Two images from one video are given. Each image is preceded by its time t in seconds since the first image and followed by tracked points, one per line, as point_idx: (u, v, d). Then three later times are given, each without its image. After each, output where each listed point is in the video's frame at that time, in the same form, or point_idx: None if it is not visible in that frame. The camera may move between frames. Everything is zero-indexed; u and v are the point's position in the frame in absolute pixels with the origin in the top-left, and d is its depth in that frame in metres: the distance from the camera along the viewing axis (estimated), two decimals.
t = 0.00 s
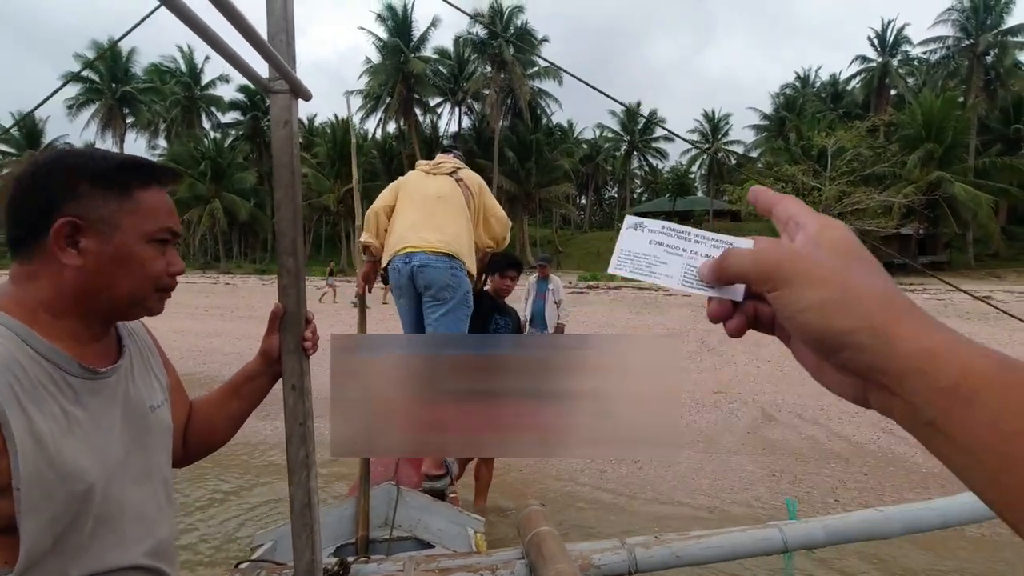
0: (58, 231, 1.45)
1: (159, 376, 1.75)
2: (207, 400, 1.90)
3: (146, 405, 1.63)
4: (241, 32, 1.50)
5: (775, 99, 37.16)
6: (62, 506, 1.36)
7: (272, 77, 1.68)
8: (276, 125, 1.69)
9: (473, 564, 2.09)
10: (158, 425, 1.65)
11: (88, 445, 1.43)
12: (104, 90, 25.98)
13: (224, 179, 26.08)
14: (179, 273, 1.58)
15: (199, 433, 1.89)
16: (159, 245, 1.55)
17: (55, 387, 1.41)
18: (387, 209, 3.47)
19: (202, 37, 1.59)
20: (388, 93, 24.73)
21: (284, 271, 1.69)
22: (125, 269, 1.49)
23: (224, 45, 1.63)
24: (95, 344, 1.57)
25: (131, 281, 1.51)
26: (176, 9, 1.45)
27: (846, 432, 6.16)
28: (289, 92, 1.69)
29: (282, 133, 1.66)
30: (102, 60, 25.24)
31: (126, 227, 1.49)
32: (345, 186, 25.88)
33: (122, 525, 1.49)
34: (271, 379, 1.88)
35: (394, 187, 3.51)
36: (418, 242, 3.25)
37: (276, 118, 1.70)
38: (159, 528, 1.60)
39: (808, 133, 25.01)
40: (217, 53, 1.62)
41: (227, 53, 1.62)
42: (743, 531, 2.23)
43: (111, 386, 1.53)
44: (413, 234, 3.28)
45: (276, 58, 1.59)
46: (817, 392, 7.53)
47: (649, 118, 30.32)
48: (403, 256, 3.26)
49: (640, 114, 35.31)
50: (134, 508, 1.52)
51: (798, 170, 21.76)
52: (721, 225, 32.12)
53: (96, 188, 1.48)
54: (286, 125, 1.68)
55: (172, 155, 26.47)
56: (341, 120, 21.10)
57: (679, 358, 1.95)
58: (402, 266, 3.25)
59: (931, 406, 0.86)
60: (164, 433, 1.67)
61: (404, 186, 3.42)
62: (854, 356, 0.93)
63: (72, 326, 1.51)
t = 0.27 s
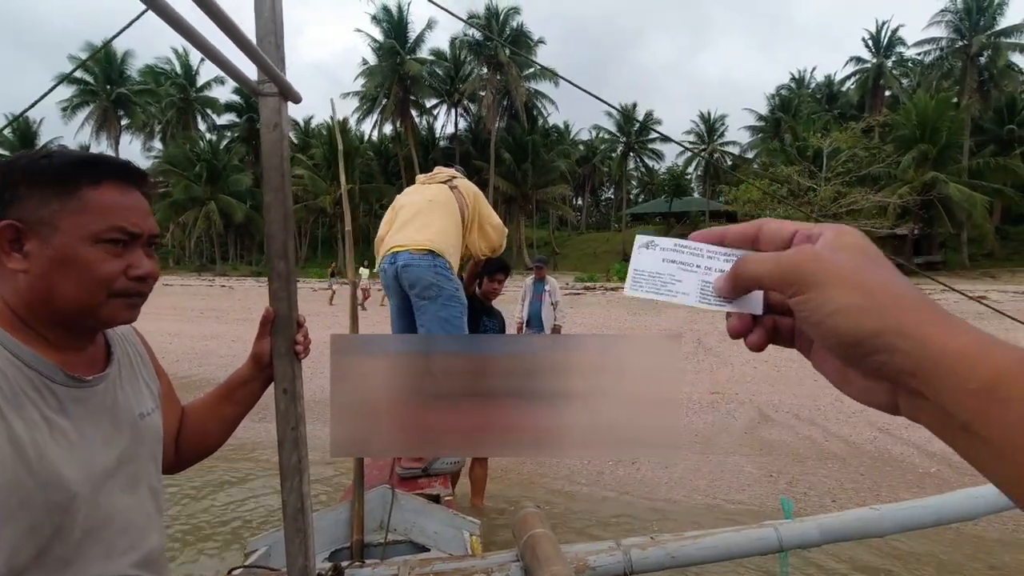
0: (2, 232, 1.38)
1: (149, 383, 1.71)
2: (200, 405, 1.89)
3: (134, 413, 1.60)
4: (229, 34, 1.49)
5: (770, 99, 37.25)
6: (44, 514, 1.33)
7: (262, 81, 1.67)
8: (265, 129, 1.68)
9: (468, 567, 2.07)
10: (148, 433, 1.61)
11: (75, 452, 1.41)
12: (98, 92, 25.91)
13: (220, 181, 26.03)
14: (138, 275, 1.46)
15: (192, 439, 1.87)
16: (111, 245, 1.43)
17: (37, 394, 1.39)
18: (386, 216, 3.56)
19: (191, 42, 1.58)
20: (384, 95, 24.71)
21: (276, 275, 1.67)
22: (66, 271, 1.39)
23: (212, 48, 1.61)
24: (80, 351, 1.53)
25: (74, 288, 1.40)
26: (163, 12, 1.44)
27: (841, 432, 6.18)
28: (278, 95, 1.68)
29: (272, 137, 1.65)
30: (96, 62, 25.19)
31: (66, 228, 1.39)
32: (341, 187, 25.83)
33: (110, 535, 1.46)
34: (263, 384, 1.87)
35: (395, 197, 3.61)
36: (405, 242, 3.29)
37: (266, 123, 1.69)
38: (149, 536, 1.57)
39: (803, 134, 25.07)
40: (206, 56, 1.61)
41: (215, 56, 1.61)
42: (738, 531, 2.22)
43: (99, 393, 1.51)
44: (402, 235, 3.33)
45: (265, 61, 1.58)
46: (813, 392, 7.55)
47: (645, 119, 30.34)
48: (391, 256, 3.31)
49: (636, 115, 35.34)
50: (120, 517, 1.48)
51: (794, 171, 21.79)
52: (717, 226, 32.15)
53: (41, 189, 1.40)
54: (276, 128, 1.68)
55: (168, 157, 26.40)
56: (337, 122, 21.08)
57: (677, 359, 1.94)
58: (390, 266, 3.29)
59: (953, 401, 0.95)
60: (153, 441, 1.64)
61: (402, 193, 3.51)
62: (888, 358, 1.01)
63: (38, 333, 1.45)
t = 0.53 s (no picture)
0: None
1: (147, 379, 1.64)
2: (199, 403, 1.87)
3: (132, 409, 1.53)
4: (229, 27, 1.49)
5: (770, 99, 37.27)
6: (38, 511, 1.28)
7: (263, 77, 1.67)
8: (266, 125, 1.67)
9: (473, 564, 2.07)
10: (147, 430, 1.55)
11: (70, 448, 1.35)
12: (98, 93, 25.91)
13: (219, 181, 26.00)
14: (128, 266, 1.40)
15: (189, 438, 1.86)
16: (97, 236, 1.38)
17: (33, 389, 1.34)
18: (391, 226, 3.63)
19: (192, 37, 1.57)
20: (383, 95, 24.70)
21: (276, 272, 1.67)
22: (51, 265, 1.34)
23: (212, 43, 1.61)
24: (77, 344, 1.47)
25: (62, 280, 1.35)
26: (165, 9, 1.44)
27: (843, 431, 6.18)
28: (280, 90, 1.68)
29: (271, 133, 1.65)
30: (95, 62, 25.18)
31: (51, 219, 1.35)
32: (341, 187, 25.81)
33: (109, 534, 1.40)
34: (264, 381, 1.87)
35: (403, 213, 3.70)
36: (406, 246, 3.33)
37: (267, 118, 1.68)
38: (151, 535, 1.51)
39: (802, 133, 25.08)
40: (206, 51, 1.61)
41: (216, 51, 1.61)
42: (743, 528, 2.21)
43: (96, 388, 1.45)
44: (403, 240, 3.37)
45: (265, 55, 1.57)
46: (814, 392, 7.54)
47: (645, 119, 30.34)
48: (390, 258, 3.33)
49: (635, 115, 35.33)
50: (120, 517, 1.42)
51: (793, 170, 21.78)
52: (717, 226, 32.12)
53: (22, 181, 1.35)
54: (276, 123, 1.68)
55: (167, 158, 26.38)
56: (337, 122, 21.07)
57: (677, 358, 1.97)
58: (389, 269, 3.32)
59: None
60: (153, 438, 1.57)
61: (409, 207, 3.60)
62: None
63: (30, 326, 1.39)
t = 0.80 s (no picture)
0: None
1: (145, 372, 1.64)
2: (201, 397, 1.87)
3: (131, 402, 1.53)
4: (233, 22, 1.49)
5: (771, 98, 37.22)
6: (38, 501, 1.28)
7: (267, 73, 1.67)
8: (269, 120, 1.68)
9: (474, 561, 2.08)
10: (145, 423, 1.55)
11: (69, 438, 1.35)
12: (98, 91, 25.90)
13: (220, 180, 25.99)
14: (122, 257, 1.40)
15: (190, 433, 1.85)
16: (91, 227, 1.38)
17: (31, 381, 1.33)
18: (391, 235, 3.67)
19: (197, 32, 1.58)
20: (384, 93, 24.69)
21: (279, 266, 1.67)
22: (46, 256, 1.34)
23: (216, 39, 1.61)
24: (74, 337, 1.48)
25: (56, 272, 1.35)
26: (171, 4, 1.44)
27: (843, 429, 6.18)
28: (282, 86, 1.68)
29: (275, 128, 1.65)
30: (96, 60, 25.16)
31: (43, 210, 1.35)
32: (341, 185, 25.81)
33: (109, 527, 1.40)
34: (266, 377, 1.89)
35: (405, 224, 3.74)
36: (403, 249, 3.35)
37: (271, 113, 1.68)
38: (152, 528, 1.52)
39: (803, 132, 25.05)
40: (209, 46, 1.61)
41: (220, 46, 1.61)
42: (743, 525, 2.22)
43: (95, 380, 1.45)
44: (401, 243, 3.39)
45: (269, 50, 1.57)
46: (815, 390, 7.54)
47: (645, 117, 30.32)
48: (386, 259, 3.35)
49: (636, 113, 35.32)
50: (119, 510, 1.42)
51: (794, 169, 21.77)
52: (718, 224, 32.10)
53: (14, 172, 1.35)
54: (280, 119, 1.68)
55: (168, 156, 26.37)
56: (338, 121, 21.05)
57: (680, 358, 1.97)
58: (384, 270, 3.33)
59: None
60: (151, 431, 1.57)
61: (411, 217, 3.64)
62: None
63: (28, 318, 1.40)
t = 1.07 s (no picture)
0: None
1: (134, 367, 1.63)
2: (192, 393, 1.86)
3: (120, 398, 1.52)
4: (223, 15, 1.48)
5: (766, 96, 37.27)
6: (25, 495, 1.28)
7: (258, 67, 1.67)
8: (260, 114, 1.67)
9: (465, 556, 2.08)
10: (134, 420, 1.54)
11: (56, 433, 1.34)
12: (91, 86, 25.73)
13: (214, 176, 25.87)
14: (109, 250, 1.40)
15: (181, 430, 1.84)
16: (78, 220, 1.37)
17: (16, 376, 1.33)
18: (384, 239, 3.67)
19: (187, 27, 1.57)
20: (379, 90, 24.61)
21: (270, 263, 1.66)
22: (32, 250, 1.34)
23: (206, 33, 1.61)
24: (62, 332, 1.47)
25: (41, 266, 1.34)
26: None
27: (836, 426, 6.21)
28: (273, 81, 1.68)
29: (265, 122, 1.64)
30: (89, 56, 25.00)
31: (30, 203, 1.34)
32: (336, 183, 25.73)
33: (97, 523, 1.39)
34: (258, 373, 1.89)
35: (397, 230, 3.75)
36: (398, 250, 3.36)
37: (261, 107, 1.68)
38: (140, 523, 1.51)
39: (798, 130, 25.09)
40: (198, 39, 1.60)
41: (209, 40, 1.60)
42: (733, 520, 2.22)
43: (82, 376, 1.44)
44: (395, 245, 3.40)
45: (259, 44, 1.57)
46: (807, 386, 7.57)
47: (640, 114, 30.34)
48: (381, 260, 3.35)
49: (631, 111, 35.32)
50: (106, 506, 1.41)
51: (789, 167, 21.81)
52: (713, 222, 32.13)
53: None
54: (272, 113, 1.67)
55: (161, 153, 26.23)
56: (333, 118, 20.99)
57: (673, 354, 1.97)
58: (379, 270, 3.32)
59: None
60: (140, 427, 1.56)
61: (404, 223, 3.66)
62: None
63: (17, 313, 1.39)
